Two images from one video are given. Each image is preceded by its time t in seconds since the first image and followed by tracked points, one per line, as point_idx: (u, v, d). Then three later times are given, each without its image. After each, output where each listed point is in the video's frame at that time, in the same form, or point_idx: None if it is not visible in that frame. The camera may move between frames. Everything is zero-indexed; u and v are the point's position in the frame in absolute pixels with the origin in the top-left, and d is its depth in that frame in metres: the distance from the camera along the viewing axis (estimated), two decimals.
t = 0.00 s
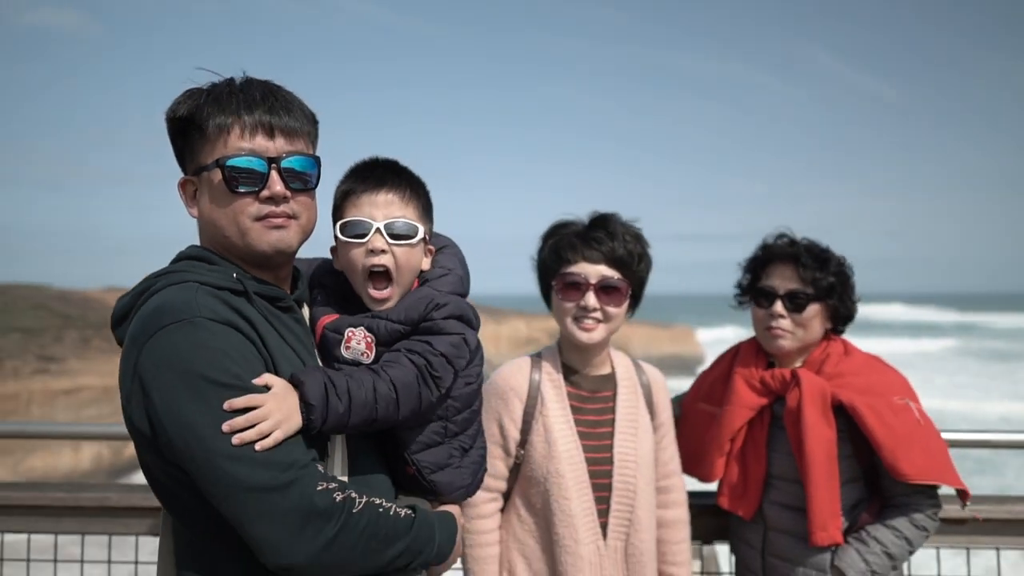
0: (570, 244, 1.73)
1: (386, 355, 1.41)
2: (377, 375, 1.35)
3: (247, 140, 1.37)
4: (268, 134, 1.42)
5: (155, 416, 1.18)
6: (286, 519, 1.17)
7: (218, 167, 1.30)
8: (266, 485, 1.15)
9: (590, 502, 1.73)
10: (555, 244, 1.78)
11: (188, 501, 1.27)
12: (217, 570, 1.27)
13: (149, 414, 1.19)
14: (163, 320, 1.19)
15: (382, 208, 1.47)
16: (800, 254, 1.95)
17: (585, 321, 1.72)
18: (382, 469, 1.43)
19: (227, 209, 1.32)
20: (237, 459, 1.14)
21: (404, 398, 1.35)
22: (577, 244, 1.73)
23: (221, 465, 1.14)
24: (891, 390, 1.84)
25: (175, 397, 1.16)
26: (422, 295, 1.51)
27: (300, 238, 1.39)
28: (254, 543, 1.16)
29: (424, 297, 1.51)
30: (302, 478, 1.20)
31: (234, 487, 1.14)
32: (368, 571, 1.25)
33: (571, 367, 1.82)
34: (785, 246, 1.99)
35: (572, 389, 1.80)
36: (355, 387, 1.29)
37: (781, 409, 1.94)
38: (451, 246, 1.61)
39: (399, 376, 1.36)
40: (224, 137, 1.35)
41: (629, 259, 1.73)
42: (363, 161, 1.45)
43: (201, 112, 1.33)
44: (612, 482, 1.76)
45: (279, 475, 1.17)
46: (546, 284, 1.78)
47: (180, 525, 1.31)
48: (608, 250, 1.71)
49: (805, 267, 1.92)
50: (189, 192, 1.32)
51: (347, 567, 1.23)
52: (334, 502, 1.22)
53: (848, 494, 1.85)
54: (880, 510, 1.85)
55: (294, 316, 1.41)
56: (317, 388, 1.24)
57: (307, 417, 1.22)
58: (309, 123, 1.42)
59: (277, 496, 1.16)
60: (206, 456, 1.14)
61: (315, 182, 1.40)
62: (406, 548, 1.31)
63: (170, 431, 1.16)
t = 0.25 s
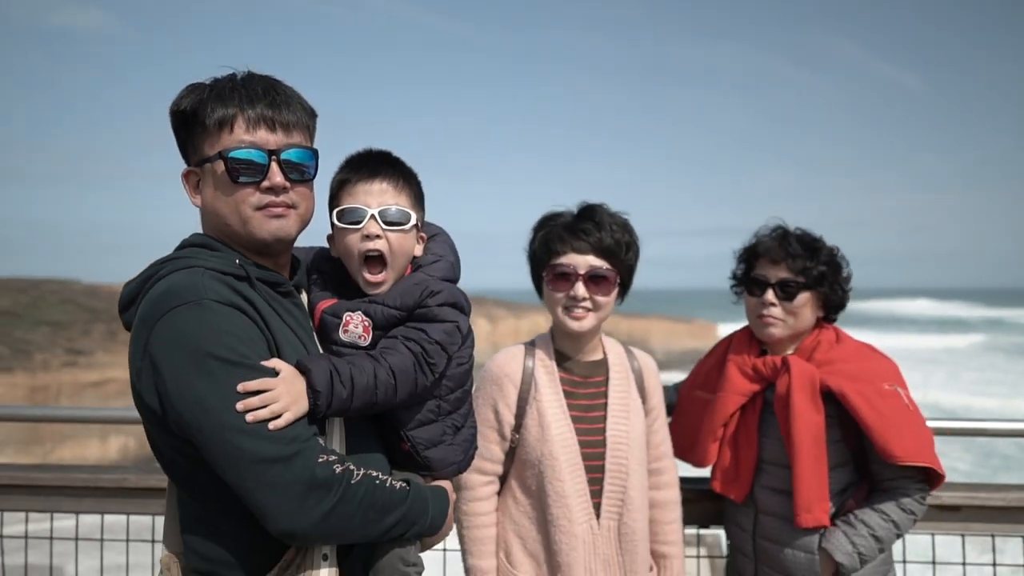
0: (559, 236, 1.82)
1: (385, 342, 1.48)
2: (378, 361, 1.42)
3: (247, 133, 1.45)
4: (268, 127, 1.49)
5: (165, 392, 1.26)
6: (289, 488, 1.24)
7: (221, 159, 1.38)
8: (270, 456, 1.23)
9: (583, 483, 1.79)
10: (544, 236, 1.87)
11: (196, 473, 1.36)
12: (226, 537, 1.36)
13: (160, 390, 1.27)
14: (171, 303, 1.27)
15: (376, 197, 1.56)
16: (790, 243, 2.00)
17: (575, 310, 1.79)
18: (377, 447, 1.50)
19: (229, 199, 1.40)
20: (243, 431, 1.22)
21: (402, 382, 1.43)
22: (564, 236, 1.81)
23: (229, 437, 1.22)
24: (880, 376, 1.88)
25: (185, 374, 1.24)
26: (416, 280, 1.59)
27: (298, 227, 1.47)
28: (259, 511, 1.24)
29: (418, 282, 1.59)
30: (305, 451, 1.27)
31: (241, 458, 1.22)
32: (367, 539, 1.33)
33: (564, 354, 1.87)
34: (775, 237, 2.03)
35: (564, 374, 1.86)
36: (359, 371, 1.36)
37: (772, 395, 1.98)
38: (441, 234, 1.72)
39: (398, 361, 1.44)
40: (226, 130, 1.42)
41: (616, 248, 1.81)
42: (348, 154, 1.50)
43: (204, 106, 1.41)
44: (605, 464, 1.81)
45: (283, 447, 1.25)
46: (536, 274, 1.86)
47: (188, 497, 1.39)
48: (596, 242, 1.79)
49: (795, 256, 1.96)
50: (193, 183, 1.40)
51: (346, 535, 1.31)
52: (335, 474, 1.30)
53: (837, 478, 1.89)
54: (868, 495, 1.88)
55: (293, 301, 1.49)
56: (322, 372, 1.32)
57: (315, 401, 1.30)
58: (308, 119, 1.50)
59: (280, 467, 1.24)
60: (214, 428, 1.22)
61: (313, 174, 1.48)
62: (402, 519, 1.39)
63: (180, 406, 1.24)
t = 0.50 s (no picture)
0: (548, 225, 1.90)
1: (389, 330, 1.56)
2: (383, 351, 1.50)
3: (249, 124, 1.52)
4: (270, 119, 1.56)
5: (174, 370, 1.33)
6: (291, 461, 1.31)
7: (225, 148, 1.45)
8: (274, 430, 1.30)
9: (576, 463, 1.83)
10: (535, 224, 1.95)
11: (205, 445, 1.44)
12: (235, 506, 1.46)
13: (169, 369, 1.35)
14: (179, 285, 1.35)
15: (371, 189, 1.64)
16: (781, 231, 2.05)
17: (567, 296, 1.86)
18: (373, 425, 1.57)
19: (233, 187, 1.47)
20: (248, 406, 1.29)
21: (408, 368, 1.52)
22: (554, 225, 1.90)
23: (235, 412, 1.29)
24: (869, 360, 1.91)
25: (193, 352, 1.31)
26: (413, 268, 1.66)
27: (298, 215, 1.54)
28: (263, 481, 1.31)
29: (416, 270, 1.66)
30: (306, 426, 1.34)
31: (246, 432, 1.29)
32: (364, 509, 1.41)
33: (557, 338, 1.93)
34: (767, 224, 2.08)
35: (558, 357, 1.91)
36: (366, 363, 1.44)
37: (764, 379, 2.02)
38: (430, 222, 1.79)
39: (402, 349, 1.52)
40: (229, 122, 1.49)
41: (605, 236, 1.89)
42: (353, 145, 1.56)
43: (208, 98, 1.48)
44: (597, 445, 1.86)
45: (286, 422, 1.32)
46: (529, 262, 1.93)
47: (195, 469, 1.47)
48: (585, 229, 1.87)
49: (785, 243, 2.01)
50: (197, 171, 1.47)
51: (345, 505, 1.38)
52: (335, 448, 1.37)
53: (825, 460, 1.93)
54: (856, 477, 1.92)
55: (293, 285, 1.56)
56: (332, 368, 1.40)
57: (330, 395, 1.38)
58: (307, 111, 1.57)
59: (284, 440, 1.31)
60: (221, 403, 1.29)
61: (312, 164, 1.56)
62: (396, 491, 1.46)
63: (188, 382, 1.31)
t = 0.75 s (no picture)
0: (541, 208, 1.97)
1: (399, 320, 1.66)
2: (395, 341, 1.61)
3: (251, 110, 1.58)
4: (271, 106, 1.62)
5: (182, 342, 1.41)
6: (295, 428, 1.38)
7: (228, 133, 1.51)
8: (277, 398, 1.37)
9: (569, 439, 1.86)
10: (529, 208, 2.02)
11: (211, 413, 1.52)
12: (243, 470, 1.55)
13: (177, 342, 1.42)
14: (186, 262, 1.42)
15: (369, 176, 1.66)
16: (772, 214, 2.09)
17: (560, 278, 1.93)
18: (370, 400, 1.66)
19: (235, 170, 1.53)
20: (253, 376, 1.37)
21: (420, 353, 1.63)
22: (546, 208, 1.97)
23: (243, 382, 1.37)
24: (858, 341, 1.95)
25: (200, 325, 1.38)
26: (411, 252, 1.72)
27: (298, 199, 1.61)
28: (267, 447, 1.39)
29: (414, 255, 1.72)
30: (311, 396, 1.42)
31: (253, 400, 1.36)
32: (362, 475, 1.48)
33: (552, 319, 1.99)
34: (760, 207, 2.12)
35: (551, 337, 1.96)
36: (384, 356, 1.55)
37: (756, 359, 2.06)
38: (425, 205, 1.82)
39: (413, 338, 1.62)
40: (233, 109, 1.55)
41: (596, 219, 1.96)
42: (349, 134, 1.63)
43: (212, 85, 1.54)
44: (590, 421, 1.90)
45: (294, 393, 1.40)
46: (523, 245, 2.00)
47: (202, 437, 1.55)
48: (577, 213, 1.94)
49: (775, 226, 2.06)
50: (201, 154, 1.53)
51: (344, 470, 1.46)
52: (336, 417, 1.44)
53: (813, 438, 1.97)
54: (845, 455, 1.95)
55: (293, 266, 1.63)
56: (353, 368, 1.50)
57: (354, 388, 1.50)
58: (309, 100, 1.64)
59: (287, 408, 1.38)
60: (228, 373, 1.37)
61: (312, 150, 1.63)
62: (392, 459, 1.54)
63: (196, 353, 1.39)
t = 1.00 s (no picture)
0: (535, 186, 2.02)
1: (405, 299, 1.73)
2: (403, 323, 1.69)
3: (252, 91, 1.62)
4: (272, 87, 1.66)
5: (189, 311, 1.49)
6: (298, 390, 1.46)
7: (229, 113, 1.55)
8: (281, 363, 1.45)
9: (560, 410, 1.91)
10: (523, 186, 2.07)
11: (218, 378, 1.63)
12: (248, 433, 1.65)
13: (184, 311, 1.51)
14: (192, 236, 1.50)
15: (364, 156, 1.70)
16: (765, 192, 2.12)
17: (553, 255, 1.98)
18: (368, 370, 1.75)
19: (236, 149, 1.58)
20: (258, 341, 1.45)
21: (430, 330, 1.71)
22: (540, 186, 2.01)
23: (248, 347, 1.45)
24: (847, 316, 1.97)
25: (206, 295, 1.46)
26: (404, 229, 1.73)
27: (297, 177, 1.66)
28: (271, 409, 1.46)
29: (408, 232, 1.74)
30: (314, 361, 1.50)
31: (258, 364, 1.45)
32: (362, 439, 1.56)
33: (546, 295, 2.03)
34: (753, 185, 2.15)
35: (545, 312, 2.00)
36: (398, 343, 1.64)
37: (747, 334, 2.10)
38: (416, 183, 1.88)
39: (421, 319, 1.70)
40: (235, 91, 1.59)
41: (588, 197, 2.01)
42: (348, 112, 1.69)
43: (214, 65, 1.57)
44: (582, 393, 1.94)
45: (298, 358, 1.47)
46: (517, 223, 2.05)
47: (208, 402, 1.65)
48: (570, 191, 1.99)
49: (768, 203, 2.09)
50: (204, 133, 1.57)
51: (345, 434, 1.53)
52: (336, 381, 1.52)
53: (802, 411, 2.01)
54: (832, 428, 1.99)
55: (293, 241, 1.70)
56: (370, 359, 1.61)
57: (376, 374, 1.61)
58: (309, 82, 1.67)
59: (290, 373, 1.46)
60: (234, 339, 1.45)
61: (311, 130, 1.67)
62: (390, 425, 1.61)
63: (203, 321, 1.47)
